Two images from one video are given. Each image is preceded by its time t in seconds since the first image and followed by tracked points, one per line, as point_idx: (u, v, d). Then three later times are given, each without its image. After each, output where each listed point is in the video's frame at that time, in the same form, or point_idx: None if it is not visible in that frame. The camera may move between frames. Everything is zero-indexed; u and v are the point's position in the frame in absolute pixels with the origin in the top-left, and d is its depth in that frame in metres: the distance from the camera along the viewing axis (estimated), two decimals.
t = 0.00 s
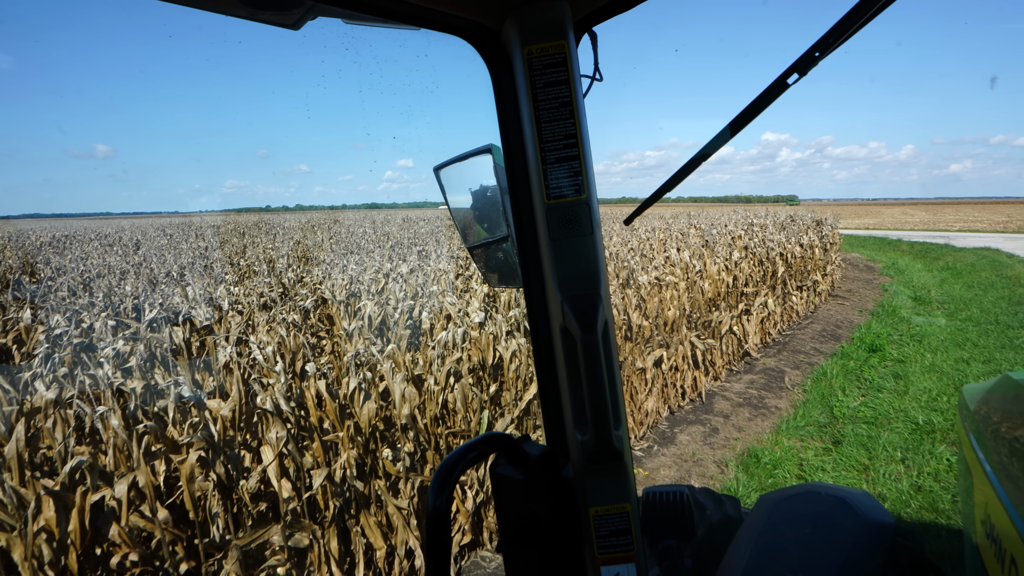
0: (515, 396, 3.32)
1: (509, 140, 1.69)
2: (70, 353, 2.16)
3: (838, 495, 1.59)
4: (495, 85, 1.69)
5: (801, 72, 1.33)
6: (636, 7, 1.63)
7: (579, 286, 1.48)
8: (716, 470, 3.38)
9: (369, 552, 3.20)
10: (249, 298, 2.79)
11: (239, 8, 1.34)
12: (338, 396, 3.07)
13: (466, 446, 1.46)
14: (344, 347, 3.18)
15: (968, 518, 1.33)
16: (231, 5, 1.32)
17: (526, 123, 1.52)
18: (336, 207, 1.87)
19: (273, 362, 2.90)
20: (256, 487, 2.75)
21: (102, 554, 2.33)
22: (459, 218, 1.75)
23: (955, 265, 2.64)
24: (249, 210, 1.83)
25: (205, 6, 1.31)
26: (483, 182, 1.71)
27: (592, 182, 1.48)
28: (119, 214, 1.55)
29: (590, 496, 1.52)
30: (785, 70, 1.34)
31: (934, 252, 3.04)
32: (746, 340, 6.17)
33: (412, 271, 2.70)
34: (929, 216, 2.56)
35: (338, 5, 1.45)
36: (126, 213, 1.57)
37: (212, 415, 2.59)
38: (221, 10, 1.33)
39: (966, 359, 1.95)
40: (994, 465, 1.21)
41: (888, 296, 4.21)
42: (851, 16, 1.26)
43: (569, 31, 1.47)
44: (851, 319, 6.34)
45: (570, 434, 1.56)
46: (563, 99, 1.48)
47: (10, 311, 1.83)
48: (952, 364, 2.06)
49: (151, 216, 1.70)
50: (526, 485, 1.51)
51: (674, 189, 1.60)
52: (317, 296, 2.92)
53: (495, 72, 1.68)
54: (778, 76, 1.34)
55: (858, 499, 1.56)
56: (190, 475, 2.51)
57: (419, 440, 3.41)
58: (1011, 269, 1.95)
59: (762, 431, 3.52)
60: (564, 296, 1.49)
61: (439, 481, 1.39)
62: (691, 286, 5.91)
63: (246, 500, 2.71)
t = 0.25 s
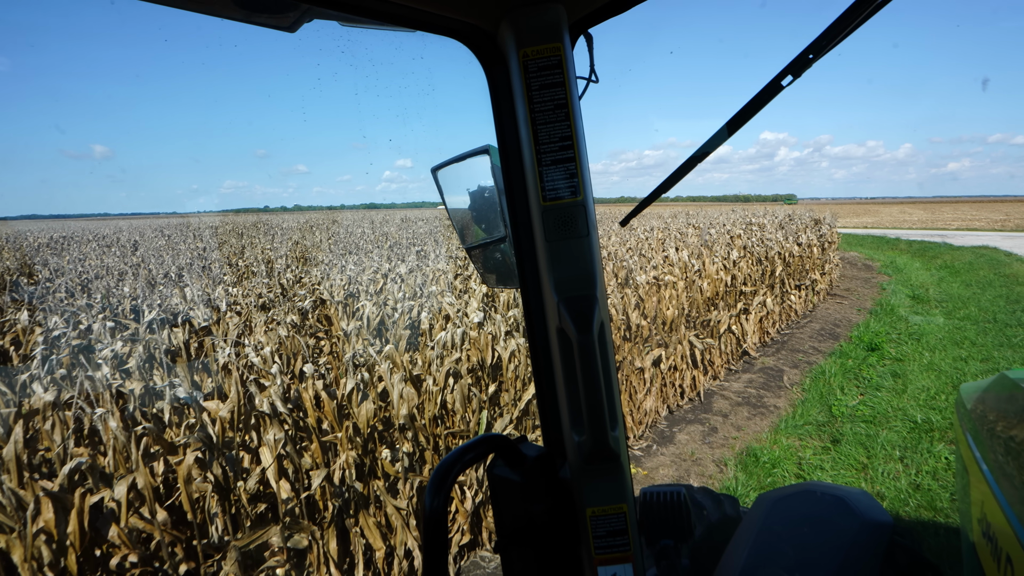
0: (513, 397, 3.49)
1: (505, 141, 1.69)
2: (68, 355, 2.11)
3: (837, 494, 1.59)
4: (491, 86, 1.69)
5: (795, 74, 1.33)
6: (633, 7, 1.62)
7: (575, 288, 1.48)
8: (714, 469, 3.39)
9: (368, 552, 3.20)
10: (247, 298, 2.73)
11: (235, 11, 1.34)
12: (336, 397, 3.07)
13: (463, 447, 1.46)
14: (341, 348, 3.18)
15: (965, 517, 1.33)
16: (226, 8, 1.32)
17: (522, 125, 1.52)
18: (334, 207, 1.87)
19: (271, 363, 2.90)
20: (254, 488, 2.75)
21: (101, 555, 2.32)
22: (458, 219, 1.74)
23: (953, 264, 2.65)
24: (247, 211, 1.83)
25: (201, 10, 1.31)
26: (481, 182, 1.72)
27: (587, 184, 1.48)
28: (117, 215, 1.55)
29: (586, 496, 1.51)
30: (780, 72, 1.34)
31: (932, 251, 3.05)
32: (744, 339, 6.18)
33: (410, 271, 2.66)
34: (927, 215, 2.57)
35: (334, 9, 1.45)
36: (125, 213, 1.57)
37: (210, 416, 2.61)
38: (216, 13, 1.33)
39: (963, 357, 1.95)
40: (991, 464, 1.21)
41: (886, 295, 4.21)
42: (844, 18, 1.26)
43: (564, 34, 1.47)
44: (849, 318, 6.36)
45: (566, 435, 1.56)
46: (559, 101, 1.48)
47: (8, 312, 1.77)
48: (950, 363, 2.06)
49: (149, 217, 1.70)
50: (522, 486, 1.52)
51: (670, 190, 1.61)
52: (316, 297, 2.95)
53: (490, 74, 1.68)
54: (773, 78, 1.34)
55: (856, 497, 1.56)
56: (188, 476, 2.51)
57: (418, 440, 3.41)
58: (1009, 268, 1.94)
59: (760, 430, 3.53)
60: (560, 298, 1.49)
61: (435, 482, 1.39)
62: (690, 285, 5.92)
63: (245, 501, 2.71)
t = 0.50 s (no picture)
0: (512, 396, 3.41)
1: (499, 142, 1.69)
2: (66, 356, 2.18)
3: (833, 492, 1.59)
4: (486, 88, 1.69)
5: (788, 75, 1.34)
6: (628, 8, 1.63)
7: (569, 289, 1.48)
8: (712, 468, 3.39)
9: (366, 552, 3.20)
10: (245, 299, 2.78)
11: (229, 13, 1.34)
12: (334, 397, 3.06)
13: (459, 448, 1.46)
14: (340, 348, 3.23)
15: (961, 515, 1.33)
16: (221, 11, 1.32)
17: (516, 126, 1.52)
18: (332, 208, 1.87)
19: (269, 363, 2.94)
20: (252, 489, 2.75)
21: (99, 556, 2.32)
22: (455, 219, 1.77)
23: (951, 262, 2.65)
24: (245, 212, 1.84)
25: (196, 12, 1.31)
26: (478, 183, 1.72)
27: (582, 185, 1.48)
28: (115, 216, 1.55)
29: (582, 496, 1.51)
30: (773, 73, 1.34)
31: (930, 250, 3.05)
32: (743, 338, 6.18)
33: (409, 271, 2.66)
34: (925, 213, 2.57)
35: (329, 11, 1.45)
36: (122, 214, 1.57)
37: (208, 417, 2.60)
38: (211, 15, 1.33)
39: (962, 355, 1.96)
40: (986, 462, 1.21)
41: (884, 294, 4.22)
42: (837, 20, 1.26)
43: (559, 35, 1.47)
44: (847, 317, 6.36)
45: (561, 436, 1.56)
46: (553, 103, 1.48)
47: (4, 313, 1.73)
48: (948, 361, 2.07)
49: (147, 218, 1.70)
50: (518, 486, 1.53)
51: (665, 190, 1.61)
52: (314, 297, 3.02)
53: (485, 75, 1.68)
54: (766, 80, 1.35)
55: (853, 496, 1.56)
56: (185, 478, 2.49)
57: (417, 440, 3.42)
58: (1006, 267, 1.93)
59: (759, 429, 3.53)
60: (555, 299, 1.49)
61: (431, 482, 1.40)
62: (689, 284, 5.92)
63: (243, 502, 2.71)
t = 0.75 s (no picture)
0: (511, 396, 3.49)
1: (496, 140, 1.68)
2: (64, 356, 2.12)
3: (831, 491, 1.60)
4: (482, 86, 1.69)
5: (784, 74, 1.34)
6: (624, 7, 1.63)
7: (566, 287, 1.48)
8: (711, 467, 3.39)
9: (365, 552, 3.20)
10: (243, 299, 2.71)
11: (224, 12, 1.34)
12: (333, 397, 3.06)
13: (455, 446, 1.46)
14: (340, 348, 3.22)
15: (958, 513, 1.34)
16: (217, 9, 1.32)
17: (513, 125, 1.52)
18: (330, 207, 1.87)
19: (266, 364, 2.93)
20: (251, 489, 2.75)
21: (96, 557, 2.34)
22: (453, 219, 1.78)
23: (948, 261, 2.65)
24: (243, 211, 1.83)
25: (191, 11, 1.31)
26: (475, 181, 1.73)
27: (578, 184, 1.48)
28: (112, 216, 1.54)
29: (579, 494, 1.52)
30: (768, 72, 1.34)
31: (927, 248, 3.05)
32: (741, 337, 6.20)
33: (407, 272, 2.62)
34: (923, 212, 2.57)
35: (325, 10, 1.45)
36: (120, 214, 1.56)
37: (207, 417, 2.61)
38: (206, 14, 1.33)
39: (960, 354, 1.96)
40: (983, 460, 1.22)
41: (882, 292, 4.23)
42: (831, 18, 1.26)
43: (554, 34, 1.47)
44: (845, 316, 6.37)
45: (559, 434, 1.57)
46: (549, 102, 1.48)
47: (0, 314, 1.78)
48: (945, 359, 2.07)
49: (145, 218, 1.69)
50: (515, 485, 1.51)
51: (662, 189, 1.61)
52: (313, 298, 2.92)
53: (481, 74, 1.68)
54: (762, 78, 1.35)
55: (851, 495, 1.57)
56: (183, 478, 2.53)
57: (416, 440, 3.41)
58: (1002, 265, 1.93)
59: (757, 428, 3.53)
60: (552, 297, 1.49)
61: (427, 482, 1.40)
62: (687, 283, 5.92)
63: (241, 502, 2.72)
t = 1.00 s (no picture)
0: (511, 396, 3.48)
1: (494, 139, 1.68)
2: (63, 357, 2.18)
3: (830, 490, 1.60)
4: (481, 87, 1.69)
5: (781, 74, 1.34)
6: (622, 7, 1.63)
7: (565, 287, 1.48)
8: (711, 466, 3.40)
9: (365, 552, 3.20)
10: (240, 299, 2.92)
11: (222, 12, 1.34)
12: (332, 396, 3.06)
13: (455, 445, 1.46)
14: (339, 348, 3.29)
15: (956, 511, 1.34)
16: (215, 10, 1.32)
17: (511, 126, 1.52)
18: (329, 207, 1.87)
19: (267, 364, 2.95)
20: (251, 489, 2.75)
21: (96, 558, 2.32)
22: (452, 219, 1.78)
23: (946, 260, 2.66)
24: (242, 212, 1.83)
25: (190, 12, 1.31)
26: (474, 181, 1.73)
27: (576, 184, 1.48)
28: (110, 216, 1.54)
29: (578, 494, 1.52)
30: (766, 71, 1.34)
31: (926, 247, 3.06)
32: (740, 336, 6.20)
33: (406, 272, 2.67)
34: (921, 210, 2.58)
35: (323, 11, 1.45)
36: (118, 215, 1.56)
37: (206, 417, 2.60)
38: (204, 15, 1.33)
39: (958, 352, 1.97)
40: (981, 458, 1.22)
41: (880, 291, 4.23)
42: (828, 18, 1.27)
43: (552, 34, 1.47)
44: (844, 315, 6.38)
45: (558, 434, 1.57)
46: (547, 102, 1.48)
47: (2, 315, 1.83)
48: (943, 358, 2.08)
49: (143, 218, 1.69)
50: (514, 485, 1.52)
51: (660, 189, 1.61)
52: (312, 297, 3.10)
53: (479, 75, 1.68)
54: (759, 77, 1.35)
55: (849, 494, 1.57)
56: (183, 479, 2.51)
57: (415, 440, 3.42)
58: (1000, 263, 1.93)
59: (756, 427, 3.54)
60: (550, 297, 1.49)
61: (427, 481, 1.40)
62: (686, 282, 5.93)
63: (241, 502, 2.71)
